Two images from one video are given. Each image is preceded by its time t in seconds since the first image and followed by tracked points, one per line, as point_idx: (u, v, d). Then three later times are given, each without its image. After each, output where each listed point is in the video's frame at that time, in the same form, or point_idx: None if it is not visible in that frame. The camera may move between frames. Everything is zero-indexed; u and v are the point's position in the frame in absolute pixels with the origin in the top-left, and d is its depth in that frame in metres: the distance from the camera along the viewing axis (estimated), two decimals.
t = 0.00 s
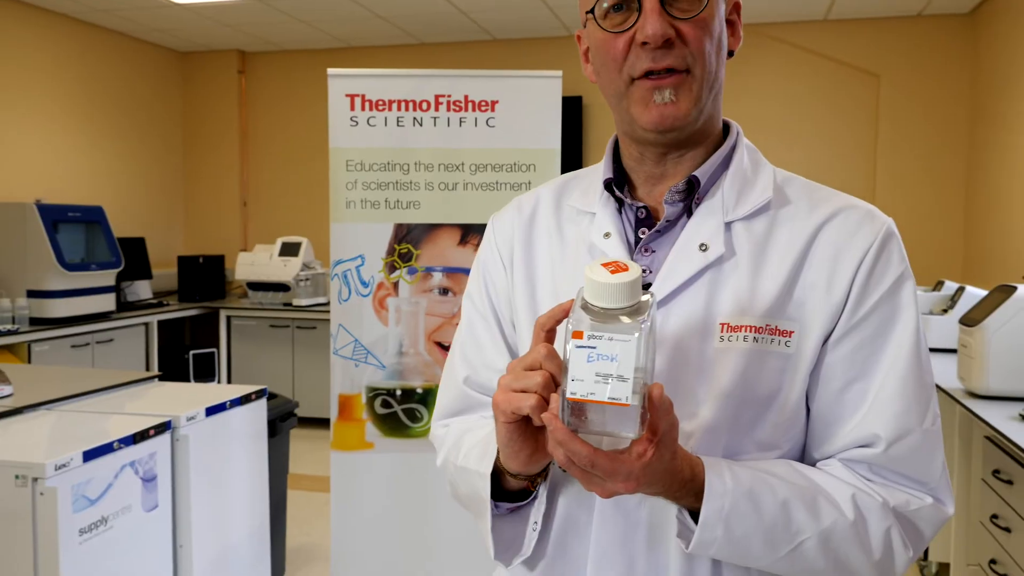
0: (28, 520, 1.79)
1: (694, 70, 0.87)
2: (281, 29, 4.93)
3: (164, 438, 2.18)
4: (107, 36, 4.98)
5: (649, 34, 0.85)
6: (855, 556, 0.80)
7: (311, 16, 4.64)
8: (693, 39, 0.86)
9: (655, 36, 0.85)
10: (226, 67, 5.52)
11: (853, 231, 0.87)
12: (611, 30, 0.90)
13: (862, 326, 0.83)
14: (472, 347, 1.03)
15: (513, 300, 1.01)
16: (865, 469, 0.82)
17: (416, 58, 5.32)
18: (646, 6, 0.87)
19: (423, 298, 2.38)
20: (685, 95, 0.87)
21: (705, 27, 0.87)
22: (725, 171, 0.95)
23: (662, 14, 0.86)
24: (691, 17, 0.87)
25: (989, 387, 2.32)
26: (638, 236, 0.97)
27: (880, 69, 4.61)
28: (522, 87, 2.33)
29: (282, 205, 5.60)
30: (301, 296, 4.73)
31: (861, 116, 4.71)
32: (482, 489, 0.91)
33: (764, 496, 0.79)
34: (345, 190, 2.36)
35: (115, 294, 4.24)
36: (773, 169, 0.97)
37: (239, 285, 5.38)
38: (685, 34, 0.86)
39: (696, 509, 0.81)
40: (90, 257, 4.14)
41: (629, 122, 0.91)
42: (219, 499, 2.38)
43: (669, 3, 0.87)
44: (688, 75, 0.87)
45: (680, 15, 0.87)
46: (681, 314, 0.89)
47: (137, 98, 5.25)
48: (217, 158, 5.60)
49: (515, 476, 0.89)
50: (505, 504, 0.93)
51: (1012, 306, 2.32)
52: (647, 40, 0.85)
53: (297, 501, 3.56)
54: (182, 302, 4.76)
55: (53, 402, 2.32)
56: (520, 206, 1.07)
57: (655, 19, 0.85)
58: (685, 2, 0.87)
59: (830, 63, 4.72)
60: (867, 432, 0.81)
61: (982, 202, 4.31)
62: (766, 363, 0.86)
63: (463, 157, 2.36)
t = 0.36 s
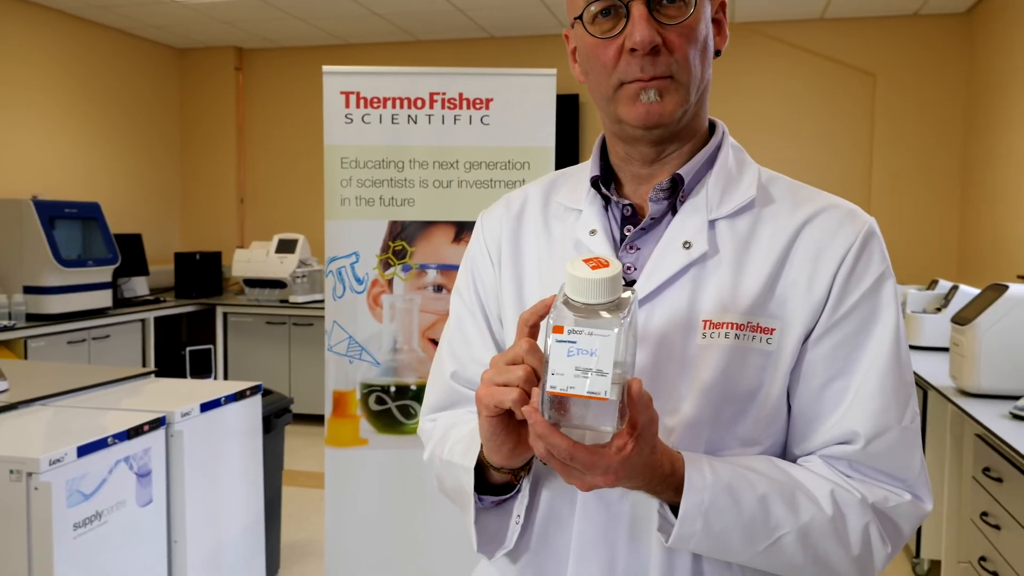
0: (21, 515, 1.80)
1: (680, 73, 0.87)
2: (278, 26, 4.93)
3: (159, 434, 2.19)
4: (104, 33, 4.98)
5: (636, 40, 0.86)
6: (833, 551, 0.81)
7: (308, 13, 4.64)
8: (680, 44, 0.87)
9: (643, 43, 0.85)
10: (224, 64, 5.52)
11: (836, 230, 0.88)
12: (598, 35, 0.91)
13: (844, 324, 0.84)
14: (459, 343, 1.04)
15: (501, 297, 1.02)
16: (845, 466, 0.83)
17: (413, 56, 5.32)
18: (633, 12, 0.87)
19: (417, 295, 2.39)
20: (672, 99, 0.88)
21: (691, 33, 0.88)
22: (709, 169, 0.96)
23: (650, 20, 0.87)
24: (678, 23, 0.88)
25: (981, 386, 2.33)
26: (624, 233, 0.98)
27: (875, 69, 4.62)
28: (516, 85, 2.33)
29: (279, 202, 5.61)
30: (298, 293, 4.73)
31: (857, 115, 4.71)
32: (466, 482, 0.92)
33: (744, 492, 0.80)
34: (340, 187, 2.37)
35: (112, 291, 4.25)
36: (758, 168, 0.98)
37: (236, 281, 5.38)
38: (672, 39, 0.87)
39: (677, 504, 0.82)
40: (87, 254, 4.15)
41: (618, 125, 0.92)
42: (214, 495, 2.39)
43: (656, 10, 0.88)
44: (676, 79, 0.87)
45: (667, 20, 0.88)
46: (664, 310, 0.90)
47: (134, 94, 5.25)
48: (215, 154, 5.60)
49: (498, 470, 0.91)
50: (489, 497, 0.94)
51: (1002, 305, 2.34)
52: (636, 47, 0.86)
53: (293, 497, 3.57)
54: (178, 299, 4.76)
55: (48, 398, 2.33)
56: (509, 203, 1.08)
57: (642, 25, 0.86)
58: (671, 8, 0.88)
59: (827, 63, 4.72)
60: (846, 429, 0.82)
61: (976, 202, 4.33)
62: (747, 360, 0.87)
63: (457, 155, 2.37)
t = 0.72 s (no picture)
0: (24, 530, 1.81)
1: (678, 179, 0.95)
2: (282, 21, 4.91)
3: (161, 445, 2.20)
4: (107, 24, 4.94)
5: (633, 150, 0.93)
6: None
7: (312, 9, 4.61)
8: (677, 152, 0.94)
9: (639, 154, 0.92)
10: (227, 57, 5.49)
11: (834, 329, 0.96)
12: (600, 139, 0.97)
13: (845, 421, 0.92)
14: (459, 420, 1.11)
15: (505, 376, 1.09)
16: (849, 559, 0.90)
17: (416, 53, 5.29)
18: (631, 122, 0.94)
19: (419, 310, 2.37)
20: (669, 202, 0.96)
21: (688, 140, 0.95)
22: (712, 262, 1.03)
23: (646, 130, 0.93)
24: (675, 130, 0.94)
25: (979, 412, 2.35)
26: (630, 322, 1.04)
27: (881, 77, 4.61)
28: (523, 102, 2.31)
29: (279, 197, 5.59)
30: (298, 289, 4.70)
31: (861, 124, 4.71)
32: (487, 560, 0.96)
33: None
34: (344, 200, 2.34)
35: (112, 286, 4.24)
36: (759, 258, 1.06)
37: (235, 276, 5.38)
38: (669, 146, 0.94)
39: None
40: (88, 249, 4.14)
41: (618, 223, 1.00)
42: (214, 505, 2.40)
43: (654, 117, 0.94)
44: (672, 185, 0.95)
45: (664, 128, 0.94)
46: (675, 402, 0.96)
47: (136, 86, 5.22)
48: (215, 147, 5.57)
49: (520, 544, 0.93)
50: None
51: (1003, 332, 2.36)
52: (632, 157, 0.93)
53: (290, 499, 3.59)
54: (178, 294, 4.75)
55: (51, 405, 2.33)
56: (510, 281, 1.15)
57: (639, 136, 0.93)
58: (670, 114, 0.95)
59: (832, 72, 4.71)
60: (850, 524, 0.90)
61: (976, 214, 4.33)
62: (754, 453, 0.94)
63: (463, 170, 2.33)
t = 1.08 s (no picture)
0: (29, 526, 1.82)
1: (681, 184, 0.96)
2: (285, 19, 4.90)
3: (164, 442, 2.20)
4: (112, 22, 4.95)
5: (633, 159, 0.93)
6: None
7: (315, 7, 4.61)
8: (678, 156, 0.94)
9: (639, 163, 0.92)
10: (231, 54, 5.49)
11: (843, 328, 0.95)
12: (600, 149, 0.97)
13: (853, 421, 0.92)
14: (467, 415, 1.11)
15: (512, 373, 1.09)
16: (853, 558, 0.90)
17: (420, 51, 5.29)
18: (631, 129, 0.93)
19: (423, 307, 2.37)
20: (674, 208, 0.97)
21: (690, 143, 0.94)
22: (720, 260, 1.03)
23: (646, 138, 0.93)
24: (676, 135, 0.94)
25: (983, 411, 2.34)
26: (637, 320, 1.04)
27: (886, 75, 4.59)
28: (526, 99, 2.30)
29: (283, 194, 5.60)
30: (302, 287, 4.71)
31: (865, 121, 4.69)
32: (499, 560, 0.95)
33: None
34: (348, 197, 2.34)
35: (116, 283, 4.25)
36: (768, 256, 1.05)
37: (239, 273, 5.38)
38: (671, 152, 0.94)
39: None
40: (92, 246, 4.15)
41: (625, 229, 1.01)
42: (218, 502, 2.40)
43: (654, 123, 0.94)
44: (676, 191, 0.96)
45: (665, 134, 0.94)
46: (681, 401, 0.96)
47: (140, 83, 5.22)
48: (219, 145, 5.58)
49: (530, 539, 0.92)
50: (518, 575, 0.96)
51: (1007, 330, 2.36)
52: (633, 166, 0.93)
53: (294, 496, 3.60)
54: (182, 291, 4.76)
55: (56, 402, 2.34)
56: (518, 276, 1.14)
57: (639, 144, 0.92)
58: (670, 119, 0.94)
59: (837, 69, 4.69)
60: (857, 524, 0.90)
61: (981, 212, 4.32)
62: (760, 452, 0.94)
63: (467, 167, 2.33)
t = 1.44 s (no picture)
0: (34, 525, 1.82)
1: (688, 185, 0.95)
2: (289, 19, 4.91)
3: (168, 442, 2.20)
4: (116, 22, 4.96)
5: (640, 162, 0.92)
6: None
7: (318, 6, 4.61)
8: (684, 157, 0.94)
9: (646, 166, 0.92)
10: (234, 54, 5.50)
11: (849, 329, 0.95)
12: (605, 152, 0.97)
13: (859, 422, 0.92)
14: (473, 417, 1.11)
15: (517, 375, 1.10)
16: (859, 559, 0.90)
17: (423, 51, 5.30)
18: (636, 133, 0.93)
19: (426, 307, 2.36)
20: (681, 210, 0.96)
21: (695, 144, 0.94)
22: (726, 261, 1.03)
23: (652, 140, 0.93)
24: (681, 136, 0.94)
25: (985, 411, 2.34)
26: (642, 322, 1.04)
27: (888, 75, 4.59)
28: (529, 99, 2.30)
29: (286, 194, 5.60)
30: (305, 287, 4.72)
31: (868, 121, 4.69)
32: (503, 571, 0.95)
33: None
34: (351, 197, 2.34)
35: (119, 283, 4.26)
36: (773, 257, 1.05)
37: (242, 273, 5.39)
38: (676, 154, 0.94)
39: None
40: (96, 246, 4.15)
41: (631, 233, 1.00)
42: (221, 501, 2.41)
43: (658, 125, 0.94)
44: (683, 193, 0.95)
45: (669, 136, 0.94)
46: (686, 402, 0.96)
47: (143, 82, 5.24)
48: (222, 144, 5.59)
49: (536, 556, 0.92)
50: None
51: (1010, 331, 2.36)
52: (639, 169, 0.93)
53: (297, 495, 3.60)
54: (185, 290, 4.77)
55: (60, 401, 2.34)
56: (524, 278, 1.14)
57: (644, 147, 0.92)
58: (674, 121, 0.94)
59: (840, 69, 4.69)
60: (862, 525, 0.90)
61: (984, 212, 4.31)
62: (766, 454, 0.94)
63: (470, 167, 2.33)
